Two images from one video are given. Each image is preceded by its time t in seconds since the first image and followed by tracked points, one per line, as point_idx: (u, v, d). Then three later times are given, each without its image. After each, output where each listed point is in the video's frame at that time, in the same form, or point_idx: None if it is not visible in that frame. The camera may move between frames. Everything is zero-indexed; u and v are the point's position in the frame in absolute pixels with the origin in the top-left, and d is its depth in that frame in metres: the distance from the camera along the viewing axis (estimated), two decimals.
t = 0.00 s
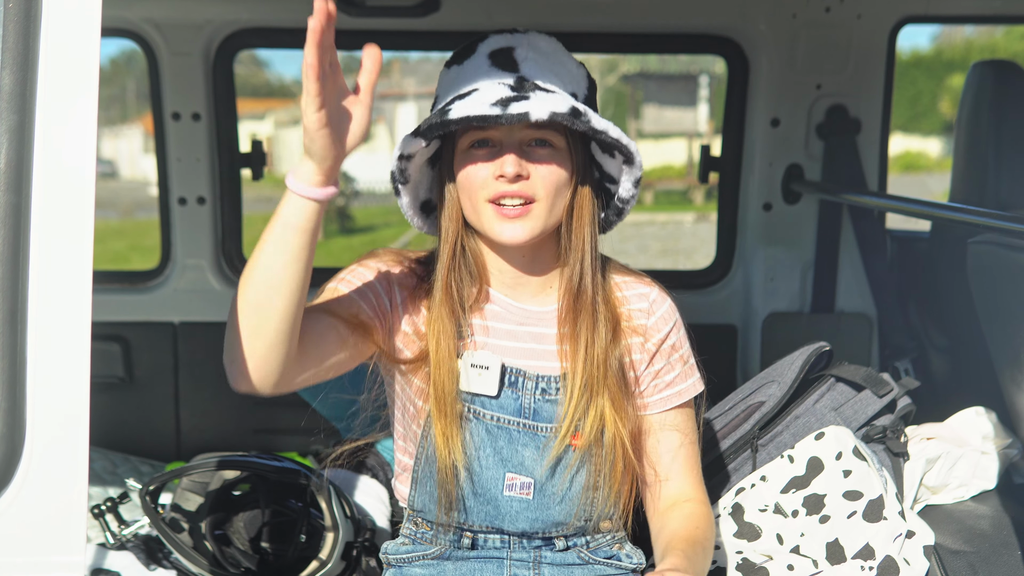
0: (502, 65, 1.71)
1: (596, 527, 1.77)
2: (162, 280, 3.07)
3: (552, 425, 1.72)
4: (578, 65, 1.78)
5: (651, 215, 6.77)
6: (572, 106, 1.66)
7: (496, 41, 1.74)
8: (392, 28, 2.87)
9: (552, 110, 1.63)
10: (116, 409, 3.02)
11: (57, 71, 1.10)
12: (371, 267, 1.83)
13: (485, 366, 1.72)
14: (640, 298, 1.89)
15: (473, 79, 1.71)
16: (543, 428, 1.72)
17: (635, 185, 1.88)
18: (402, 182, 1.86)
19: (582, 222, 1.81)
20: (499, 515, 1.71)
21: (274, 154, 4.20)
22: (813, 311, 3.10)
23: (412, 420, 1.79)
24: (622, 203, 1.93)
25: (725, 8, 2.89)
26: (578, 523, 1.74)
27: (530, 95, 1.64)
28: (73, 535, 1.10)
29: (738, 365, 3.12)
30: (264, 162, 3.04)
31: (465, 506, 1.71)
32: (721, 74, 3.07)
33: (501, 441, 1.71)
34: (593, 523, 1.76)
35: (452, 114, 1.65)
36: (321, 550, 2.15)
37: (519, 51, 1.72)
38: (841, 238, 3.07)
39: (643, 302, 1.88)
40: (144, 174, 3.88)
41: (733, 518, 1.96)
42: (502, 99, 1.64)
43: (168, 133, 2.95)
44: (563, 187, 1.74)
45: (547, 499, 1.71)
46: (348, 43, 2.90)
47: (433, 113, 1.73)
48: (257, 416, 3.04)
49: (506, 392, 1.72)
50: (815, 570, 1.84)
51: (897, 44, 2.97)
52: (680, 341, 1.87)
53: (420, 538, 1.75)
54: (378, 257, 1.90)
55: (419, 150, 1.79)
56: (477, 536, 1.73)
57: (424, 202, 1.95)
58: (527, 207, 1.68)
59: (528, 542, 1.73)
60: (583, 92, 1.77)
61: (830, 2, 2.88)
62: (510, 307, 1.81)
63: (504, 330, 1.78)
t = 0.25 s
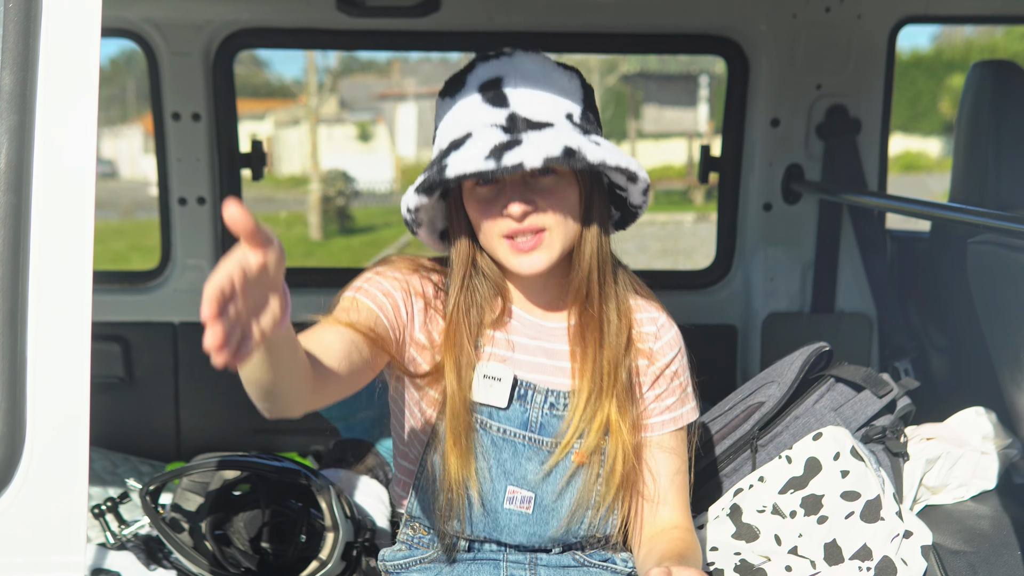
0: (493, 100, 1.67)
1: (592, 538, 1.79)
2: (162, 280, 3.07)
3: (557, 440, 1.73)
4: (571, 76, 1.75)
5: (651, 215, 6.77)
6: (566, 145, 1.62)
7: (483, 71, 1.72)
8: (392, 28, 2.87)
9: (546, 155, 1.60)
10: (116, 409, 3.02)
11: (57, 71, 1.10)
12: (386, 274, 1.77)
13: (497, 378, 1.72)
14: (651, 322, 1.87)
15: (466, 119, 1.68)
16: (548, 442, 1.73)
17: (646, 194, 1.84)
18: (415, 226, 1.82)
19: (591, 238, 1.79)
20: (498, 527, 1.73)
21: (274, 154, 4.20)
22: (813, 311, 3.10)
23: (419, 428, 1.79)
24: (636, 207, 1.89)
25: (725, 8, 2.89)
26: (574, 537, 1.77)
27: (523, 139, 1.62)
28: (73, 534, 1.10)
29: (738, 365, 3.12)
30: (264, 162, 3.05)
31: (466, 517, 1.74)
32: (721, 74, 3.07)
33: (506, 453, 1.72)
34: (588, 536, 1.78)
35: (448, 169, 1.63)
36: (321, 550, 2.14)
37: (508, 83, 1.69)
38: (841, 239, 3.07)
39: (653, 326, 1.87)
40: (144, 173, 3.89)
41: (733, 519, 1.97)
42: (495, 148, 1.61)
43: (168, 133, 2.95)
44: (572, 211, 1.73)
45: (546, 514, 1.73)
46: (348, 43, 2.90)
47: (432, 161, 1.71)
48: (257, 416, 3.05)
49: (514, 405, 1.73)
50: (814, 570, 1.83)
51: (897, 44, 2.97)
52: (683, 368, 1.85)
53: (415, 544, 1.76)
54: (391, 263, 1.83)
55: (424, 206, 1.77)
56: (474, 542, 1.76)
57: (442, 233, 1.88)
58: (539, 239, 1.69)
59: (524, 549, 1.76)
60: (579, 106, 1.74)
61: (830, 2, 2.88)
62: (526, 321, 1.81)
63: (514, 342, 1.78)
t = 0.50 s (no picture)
0: (501, 85, 1.70)
1: (598, 529, 1.77)
2: (162, 280, 3.07)
3: (563, 428, 1.72)
4: (581, 71, 1.77)
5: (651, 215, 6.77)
6: (570, 131, 1.64)
7: (494, 58, 1.73)
8: (392, 28, 2.87)
9: (549, 138, 1.61)
10: (116, 409, 3.02)
11: (57, 71, 1.10)
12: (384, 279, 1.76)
13: (499, 368, 1.72)
14: (653, 309, 1.87)
15: (474, 101, 1.71)
16: (554, 431, 1.71)
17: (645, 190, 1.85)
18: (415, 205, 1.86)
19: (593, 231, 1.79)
20: (504, 517, 1.72)
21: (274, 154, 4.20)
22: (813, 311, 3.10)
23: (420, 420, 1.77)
24: (635, 204, 1.90)
25: (725, 8, 2.89)
26: (581, 527, 1.74)
27: (528, 122, 1.63)
28: (73, 535, 1.10)
29: (738, 365, 3.12)
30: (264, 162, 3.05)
31: (472, 507, 1.72)
32: (721, 74, 3.07)
33: (511, 443, 1.71)
34: (596, 525, 1.76)
35: (452, 146, 1.66)
36: (321, 550, 2.14)
37: (517, 70, 1.71)
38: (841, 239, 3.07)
39: (655, 313, 1.87)
40: (144, 174, 3.89)
41: (733, 519, 1.97)
42: (500, 128, 1.63)
43: (168, 133, 2.95)
44: (573, 199, 1.73)
45: (553, 503, 1.71)
46: (348, 43, 2.90)
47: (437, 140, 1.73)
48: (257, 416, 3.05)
49: (518, 394, 1.72)
50: (815, 570, 1.83)
51: (897, 44, 2.97)
52: (687, 353, 1.87)
53: (421, 536, 1.76)
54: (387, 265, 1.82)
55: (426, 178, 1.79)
56: (480, 533, 1.75)
57: (440, 214, 1.93)
58: (536, 224, 1.69)
59: (530, 540, 1.75)
60: (586, 101, 1.76)
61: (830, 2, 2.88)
62: (524, 310, 1.80)
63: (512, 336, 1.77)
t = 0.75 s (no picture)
0: (515, 73, 1.72)
1: (602, 541, 1.75)
2: (162, 280, 3.07)
3: (558, 443, 1.70)
4: (590, 78, 1.81)
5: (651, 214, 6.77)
6: (585, 111, 1.67)
7: (508, 51, 1.76)
8: (391, 28, 2.87)
9: (566, 114, 1.64)
10: (116, 409, 3.03)
11: (57, 71, 1.10)
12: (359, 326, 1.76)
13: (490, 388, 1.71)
14: (649, 314, 1.88)
15: (488, 87, 1.72)
16: (549, 446, 1.70)
17: (646, 196, 1.90)
18: (416, 191, 1.88)
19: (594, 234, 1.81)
20: (507, 534, 1.70)
21: (275, 154, 4.19)
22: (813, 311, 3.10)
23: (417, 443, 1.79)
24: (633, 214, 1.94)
25: (724, 8, 2.89)
26: (584, 538, 1.72)
27: (545, 100, 1.66)
28: (73, 535, 1.10)
29: (738, 365, 3.12)
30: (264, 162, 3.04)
31: (475, 526, 1.71)
32: (721, 74, 3.07)
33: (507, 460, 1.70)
34: (600, 537, 1.74)
35: (466, 118, 1.66)
36: (321, 549, 2.17)
37: (531, 61, 1.74)
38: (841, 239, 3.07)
39: (652, 318, 1.87)
40: (144, 174, 3.89)
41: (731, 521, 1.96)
42: (517, 103, 1.65)
43: (168, 133, 2.95)
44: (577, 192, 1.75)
45: (554, 516, 1.70)
46: (348, 43, 2.90)
47: (446, 120, 1.74)
48: (257, 415, 3.05)
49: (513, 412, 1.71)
50: (812, 572, 1.85)
51: (897, 44, 2.97)
52: (686, 357, 1.85)
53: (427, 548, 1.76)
54: (367, 305, 1.82)
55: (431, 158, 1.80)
56: (484, 549, 1.73)
57: (436, 214, 1.98)
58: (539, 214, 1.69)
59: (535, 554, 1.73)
60: (595, 104, 1.79)
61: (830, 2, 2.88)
62: (514, 325, 1.79)
63: (509, 348, 1.77)
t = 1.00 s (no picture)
0: (514, 61, 1.72)
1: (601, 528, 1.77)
2: (162, 280, 3.07)
3: (551, 426, 1.71)
4: (590, 69, 1.80)
5: (652, 215, 6.77)
6: (582, 103, 1.68)
7: (509, 37, 1.76)
8: (391, 28, 2.87)
9: (562, 105, 1.64)
10: (116, 409, 3.02)
11: (57, 72, 1.10)
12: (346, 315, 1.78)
13: (479, 370, 1.72)
14: (639, 297, 1.87)
15: (486, 73, 1.73)
16: (541, 429, 1.71)
17: (636, 192, 1.91)
18: (409, 170, 1.89)
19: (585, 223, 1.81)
20: (500, 520, 1.71)
21: (275, 154, 4.19)
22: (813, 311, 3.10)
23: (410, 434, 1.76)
24: (622, 209, 1.96)
25: (725, 8, 2.89)
26: (579, 523, 1.74)
27: (542, 90, 1.66)
28: (73, 535, 1.10)
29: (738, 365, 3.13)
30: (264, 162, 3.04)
31: (466, 512, 1.71)
32: (721, 74, 3.07)
33: (498, 444, 1.70)
34: (596, 524, 1.75)
35: (463, 102, 1.67)
36: (321, 549, 2.17)
37: (530, 46, 1.74)
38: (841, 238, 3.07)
39: (642, 301, 1.87)
40: (144, 174, 3.89)
41: (733, 518, 1.94)
42: (514, 91, 1.66)
43: (168, 133, 2.95)
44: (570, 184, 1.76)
45: (547, 501, 1.70)
46: (348, 43, 2.90)
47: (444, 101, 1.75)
48: (257, 416, 3.05)
49: (501, 395, 1.72)
50: (815, 570, 1.84)
51: (897, 44, 2.97)
52: (679, 339, 1.85)
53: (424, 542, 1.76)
54: (351, 297, 1.83)
55: (427, 138, 1.81)
56: (478, 540, 1.74)
57: (425, 194, 1.98)
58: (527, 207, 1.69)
59: (529, 544, 1.74)
60: (591, 96, 1.79)
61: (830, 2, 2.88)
62: (502, 309, 1.80)
63: (501, 332, 1.78)
